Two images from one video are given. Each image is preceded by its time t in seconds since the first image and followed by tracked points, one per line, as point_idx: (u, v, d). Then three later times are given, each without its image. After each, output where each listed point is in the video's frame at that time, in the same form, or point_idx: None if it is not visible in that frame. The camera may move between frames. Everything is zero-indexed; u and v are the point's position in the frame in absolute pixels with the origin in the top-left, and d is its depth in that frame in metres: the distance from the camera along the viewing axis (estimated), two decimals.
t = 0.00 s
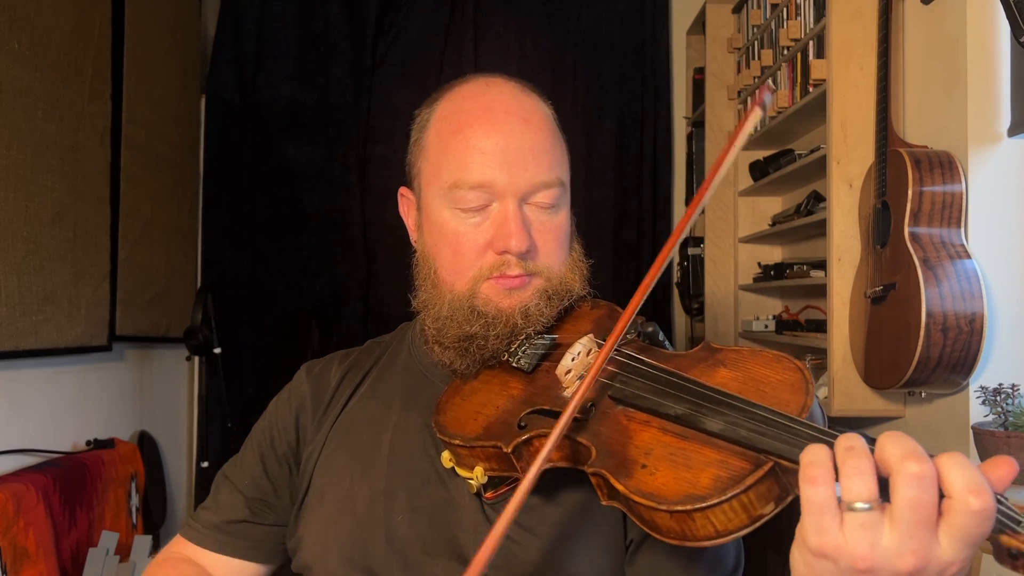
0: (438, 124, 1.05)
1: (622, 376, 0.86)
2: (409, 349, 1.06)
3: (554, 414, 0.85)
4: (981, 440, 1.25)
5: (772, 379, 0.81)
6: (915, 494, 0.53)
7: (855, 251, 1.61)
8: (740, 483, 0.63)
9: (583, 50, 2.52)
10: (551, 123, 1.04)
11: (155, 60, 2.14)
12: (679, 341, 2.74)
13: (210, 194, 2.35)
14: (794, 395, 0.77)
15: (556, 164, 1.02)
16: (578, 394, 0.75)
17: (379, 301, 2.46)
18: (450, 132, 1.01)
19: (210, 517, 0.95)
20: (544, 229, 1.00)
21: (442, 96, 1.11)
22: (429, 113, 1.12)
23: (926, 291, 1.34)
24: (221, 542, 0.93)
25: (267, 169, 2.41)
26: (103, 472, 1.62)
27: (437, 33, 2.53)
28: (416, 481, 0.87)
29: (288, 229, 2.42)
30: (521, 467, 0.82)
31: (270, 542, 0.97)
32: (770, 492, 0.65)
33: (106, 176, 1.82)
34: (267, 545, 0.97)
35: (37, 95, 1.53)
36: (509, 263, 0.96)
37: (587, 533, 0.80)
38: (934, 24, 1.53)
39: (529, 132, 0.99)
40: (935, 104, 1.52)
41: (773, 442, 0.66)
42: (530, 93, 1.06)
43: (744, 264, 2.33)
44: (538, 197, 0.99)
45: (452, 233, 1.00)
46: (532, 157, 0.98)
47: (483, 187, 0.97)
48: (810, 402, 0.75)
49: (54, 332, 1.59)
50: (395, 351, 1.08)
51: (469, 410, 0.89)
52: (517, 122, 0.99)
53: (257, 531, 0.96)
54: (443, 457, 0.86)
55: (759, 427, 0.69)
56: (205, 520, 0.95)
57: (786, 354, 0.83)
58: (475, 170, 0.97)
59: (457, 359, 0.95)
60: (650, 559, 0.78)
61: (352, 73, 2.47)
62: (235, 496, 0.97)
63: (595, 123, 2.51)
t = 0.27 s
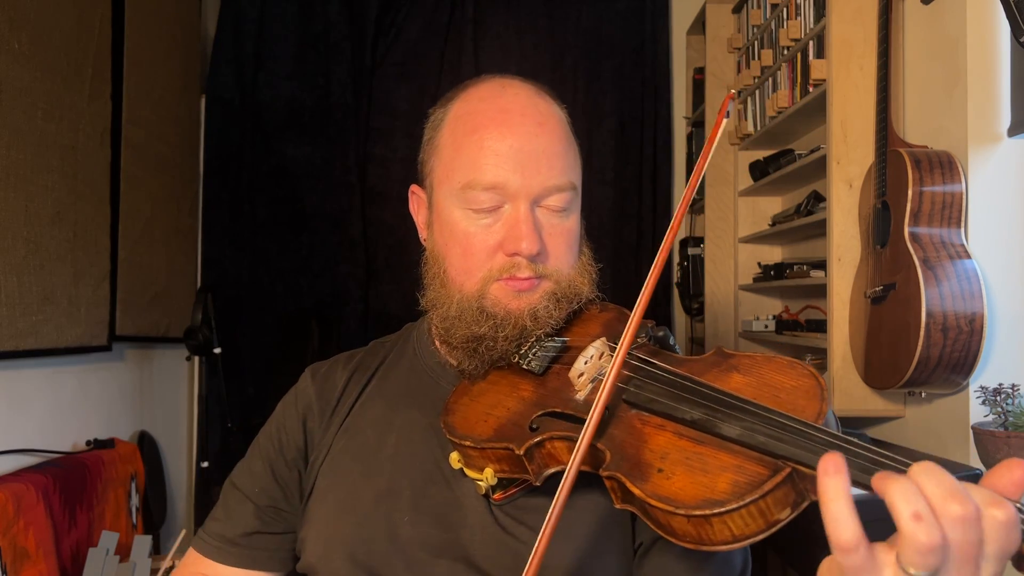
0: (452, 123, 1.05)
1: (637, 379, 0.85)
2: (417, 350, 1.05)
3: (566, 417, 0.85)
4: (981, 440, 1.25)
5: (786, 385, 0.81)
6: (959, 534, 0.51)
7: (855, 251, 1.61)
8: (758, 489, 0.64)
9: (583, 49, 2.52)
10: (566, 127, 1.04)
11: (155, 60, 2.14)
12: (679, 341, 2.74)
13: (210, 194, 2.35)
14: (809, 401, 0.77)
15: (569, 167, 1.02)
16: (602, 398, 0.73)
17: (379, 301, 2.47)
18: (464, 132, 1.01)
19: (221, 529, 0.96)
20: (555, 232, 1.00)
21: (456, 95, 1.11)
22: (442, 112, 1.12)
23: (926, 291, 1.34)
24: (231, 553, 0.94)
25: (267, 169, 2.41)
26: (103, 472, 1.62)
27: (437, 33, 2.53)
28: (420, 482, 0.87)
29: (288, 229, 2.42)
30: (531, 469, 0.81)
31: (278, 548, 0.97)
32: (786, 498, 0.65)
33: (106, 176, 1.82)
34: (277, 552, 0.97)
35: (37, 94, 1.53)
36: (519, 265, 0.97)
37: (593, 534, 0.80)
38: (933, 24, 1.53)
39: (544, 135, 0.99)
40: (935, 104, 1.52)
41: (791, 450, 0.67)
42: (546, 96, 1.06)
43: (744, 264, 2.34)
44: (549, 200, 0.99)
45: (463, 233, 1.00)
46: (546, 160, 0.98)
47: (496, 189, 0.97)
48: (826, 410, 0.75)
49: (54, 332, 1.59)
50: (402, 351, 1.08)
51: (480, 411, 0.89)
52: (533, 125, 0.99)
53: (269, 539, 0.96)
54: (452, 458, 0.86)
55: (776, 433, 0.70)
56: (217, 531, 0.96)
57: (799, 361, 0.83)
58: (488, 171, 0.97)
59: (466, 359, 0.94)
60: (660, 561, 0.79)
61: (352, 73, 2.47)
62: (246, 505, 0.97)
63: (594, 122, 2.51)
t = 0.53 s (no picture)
0: (455, 123, 1.05)
1: (642, 377, 0.86)
2: (420, 346, 1.06)
3: (570, 414, 0.85)
4: (981, 440, 1.25)
5: (792, 382, 0.81)
6: (952, 514, 0.53)
7: (855, 251, 1.61)
8: (765, 484, 0.63)
9: (583, 50, 2.52)
10: (568, 125, 1.04)
11: (155, 60, 2.14)
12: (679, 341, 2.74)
13: (210, 194, 2.35)
14: (815, 398, 0.77)
15: (571, 166, 1.02)
16: (607, 393, 0.73)
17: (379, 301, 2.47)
18: (466, 131, 1.01)
19: (219, 522, 0.95)
20: (557, 231, 1.00)
21: (458, 94, 1.11)
22: (445, 111, 1.12)
23: (926, 291, 1.34)
24: (230, 545, 0.93)
25: (267, 169, 2.41)
26: (103, 472, 1.62)
27: (437, 33, 2.53)
28: (420, 482, 0.87)
29: (288, 229, 2.42)
30: (536, 468, 0.81)
31: (275, 543, 0.97)
32: (793, 494, 0.64)
33: (106, 176, 1.82)
34: (277, 545, 0.97)
35: (37, 94, 1.53)
36: (520, 264, 0.97)
37: (596, 532, 0.80)
38: (933, 24, 1.53)
39: (545, 134, 0.99)
40: (935, 104, 1.52)
41: (799, 446, 0.66)
42: (548, 94, 1.06)
43: (744, 264, 2.34)
44: (551, 199, 0.99)
45: (464, 232, 1.00)
46: (547, 159, 0.98)
47: (497, 188, 0.97)
48: (833, 406, 0.75)
49: (54, 332, 1.59)
50: (406, 349, 1.09)
51: (484, 409, 0.89)
52: (534, 124, 0.99)
53: (267, 532, 0.96)
54: (455, 456, 0.87)
55: (784, 430, 0.69)
56: (215, 524, 0.95)
57: (804, 358, 0.83)
58: (489, 170, 0.97)
59: (468, 358, 0.95)
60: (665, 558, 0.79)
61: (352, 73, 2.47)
62: (244, 498, 0.96)
63: (594, 123, 2.51)
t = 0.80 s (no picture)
0: (445, 126, 1.06)
1: (638, 375, 0.85)
2: (419, 343, 1.07)
3: (568, 415, 0.84)
4: (981, 440, 1.25)
5: (789, 381, 0.81)
6: (946, 509, 0.53)
7: (855, 251, 1.61)
8: (761, 483, 0.63)
9: (583, 49, 2.52)
10: (559, 128, 1.03)
11: (155, 60, 2.14)
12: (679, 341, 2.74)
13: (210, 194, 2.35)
14: (812, 395, 0.77)
15: (561, 168, 1.01)
16: (605, 395, 0.71)
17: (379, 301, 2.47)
18: (455, 134, 1.02)
19: (218, 522, 0.95)
20: (546, 234, 0.99)
21: (451, 96, 1.11)
22: (439, 112, 1.12)
23: (926, 291, 1.34)
24: (230, 545, 0.93)
25: (267, 169, 2.41)
26: (103, 472, 1.62)
27: (437, 33, 2.53)
28: (419, 482, 0.87)
29: (288, 229, 2.42)
30: (533, 468, 0.81)
31: (275, 542, 0.97)
32: (789, 493, 0.64)
33: (106, 175, 1.82)
34: (276, 545, 0.97)
35: (37, 94, 1.53)
36: (508, 268, 0.97)
37: (595, 531, 0.80)
38: (933, 24, 1.53)
39: (531, 138, 0.98)
40: (935, 104, 1.52)
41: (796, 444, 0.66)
42: (539, 95, 1.05)
43: (744, 264, 2.34)
44: (539, 203, 0.99)
45: (454, 235, 1.01)
46: (535, 162, 0.98)
47: (484, 192, 0.97)
48: (829, 403, 0.75)
49: (54, 332, 1.59)
50: (404, 348, 1.09)
51: (481, 409, 0.89)
52: (521, 128, 0.98)
53: (267, 531, 0.96)
54: (453, 457, 0.87)
55: (781, 429, 0.69)
56: (214, 524, 0.95)
57: (800, 356, 0.83)
58: (476, 174, 0.97)
59: (459, 361, 0.94)
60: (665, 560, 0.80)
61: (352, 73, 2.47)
62: (244, 497, 0.96)
63: (594, 123, 2.51)
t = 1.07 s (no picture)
0: (424, 132, 1.06)
1: (630, 371, 0.85)
2: (414, 345, 1.06)
3: (564, 412, 0.84)
4: (981, 440, 1.25)
5: (782, 371, 0.80)
6: (950, 499, 0.52)
7: (855, 251, 1.61)
8: (755, 474, 0.63)
9: (583, 50, 2.52)
10: (537, 124, 1.02)
11: (155, 60, 2.14)
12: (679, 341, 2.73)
13: (210, 194, 2.35)
14: (805, 385, 0.77)
15: (544, 165, 1.00)
16: (596, 391, 0.74)
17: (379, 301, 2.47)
18: (435, 140, 1.02)
19: (220, 521, 0.95)
20: (534, 232, 0.99)
21: (428, 100, 1.11)
22: (417, 118, 1.12)
23: (926, 291, 1.34)
24: (232, 543, 0.93)
25: (267, 169, 2.41)
26: (103, 472, 1.62)
27: (437, 33, 2.53)
28: (419, 480, 0.87)
29: (288, 229, 2.42)
30: (530, 465, 0.81)
31: (277, 541, 0.96)
32: (785, 483, 0.64)
33: (106, 176, 1.82)
34: (278, 546, 0.96)
35: (37, 95, 1.53)
36: (499, 269, 0.96)
37: (593, 529, 0.80)
38: (933, 24, 1.53)
39: (511, 137, 0.98)
40: (935, 103, 1.52)
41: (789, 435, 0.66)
42: (514, 93, 1.05)
43: (744, 264, 2.34)
44: (525, 202, 0.98)
45: (443, 242, 1.01)
46: (517, 161, 0.97)
47: (469, 196, 0.97)
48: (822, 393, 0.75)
49: (54, 332, 1.59)
50: (400, 350, 1.09)
51: (478, 409, 0.89)
52: (499, 128, 0.98)
53: (270, 530, 0.96)
54: (451, 458, 0.87)
55: (773, 420, 0.69)
56: (216, 523, 0.95)
57: (792, 346, 0.82)
58: (459, 179, 0.97)
59: (456, 363, 0.94)
60: (662, 556, 0.79)
61: (352, 73, 2.47)
62: (245, 496, 0.96)
63: (594, 123, 2.51)
